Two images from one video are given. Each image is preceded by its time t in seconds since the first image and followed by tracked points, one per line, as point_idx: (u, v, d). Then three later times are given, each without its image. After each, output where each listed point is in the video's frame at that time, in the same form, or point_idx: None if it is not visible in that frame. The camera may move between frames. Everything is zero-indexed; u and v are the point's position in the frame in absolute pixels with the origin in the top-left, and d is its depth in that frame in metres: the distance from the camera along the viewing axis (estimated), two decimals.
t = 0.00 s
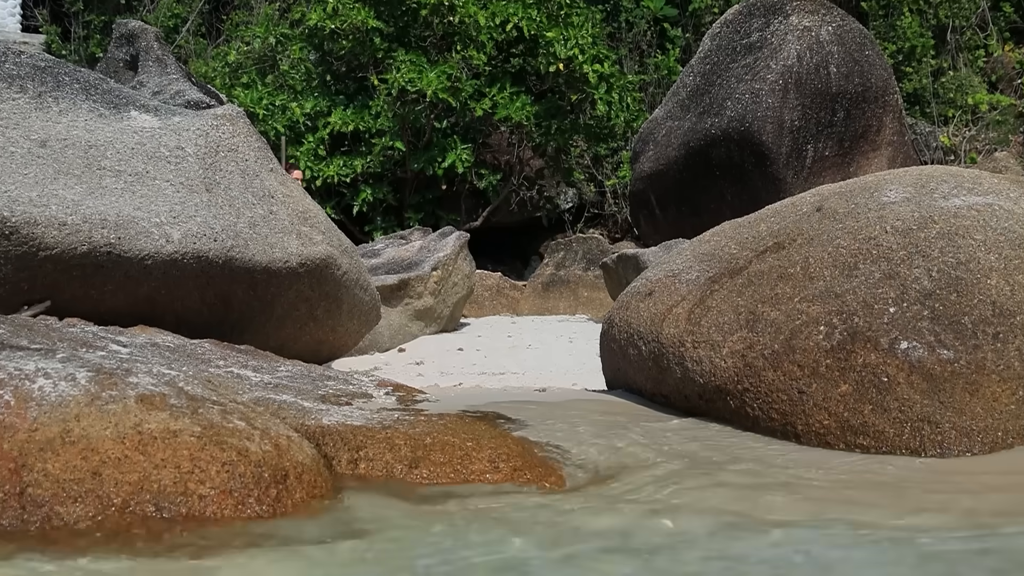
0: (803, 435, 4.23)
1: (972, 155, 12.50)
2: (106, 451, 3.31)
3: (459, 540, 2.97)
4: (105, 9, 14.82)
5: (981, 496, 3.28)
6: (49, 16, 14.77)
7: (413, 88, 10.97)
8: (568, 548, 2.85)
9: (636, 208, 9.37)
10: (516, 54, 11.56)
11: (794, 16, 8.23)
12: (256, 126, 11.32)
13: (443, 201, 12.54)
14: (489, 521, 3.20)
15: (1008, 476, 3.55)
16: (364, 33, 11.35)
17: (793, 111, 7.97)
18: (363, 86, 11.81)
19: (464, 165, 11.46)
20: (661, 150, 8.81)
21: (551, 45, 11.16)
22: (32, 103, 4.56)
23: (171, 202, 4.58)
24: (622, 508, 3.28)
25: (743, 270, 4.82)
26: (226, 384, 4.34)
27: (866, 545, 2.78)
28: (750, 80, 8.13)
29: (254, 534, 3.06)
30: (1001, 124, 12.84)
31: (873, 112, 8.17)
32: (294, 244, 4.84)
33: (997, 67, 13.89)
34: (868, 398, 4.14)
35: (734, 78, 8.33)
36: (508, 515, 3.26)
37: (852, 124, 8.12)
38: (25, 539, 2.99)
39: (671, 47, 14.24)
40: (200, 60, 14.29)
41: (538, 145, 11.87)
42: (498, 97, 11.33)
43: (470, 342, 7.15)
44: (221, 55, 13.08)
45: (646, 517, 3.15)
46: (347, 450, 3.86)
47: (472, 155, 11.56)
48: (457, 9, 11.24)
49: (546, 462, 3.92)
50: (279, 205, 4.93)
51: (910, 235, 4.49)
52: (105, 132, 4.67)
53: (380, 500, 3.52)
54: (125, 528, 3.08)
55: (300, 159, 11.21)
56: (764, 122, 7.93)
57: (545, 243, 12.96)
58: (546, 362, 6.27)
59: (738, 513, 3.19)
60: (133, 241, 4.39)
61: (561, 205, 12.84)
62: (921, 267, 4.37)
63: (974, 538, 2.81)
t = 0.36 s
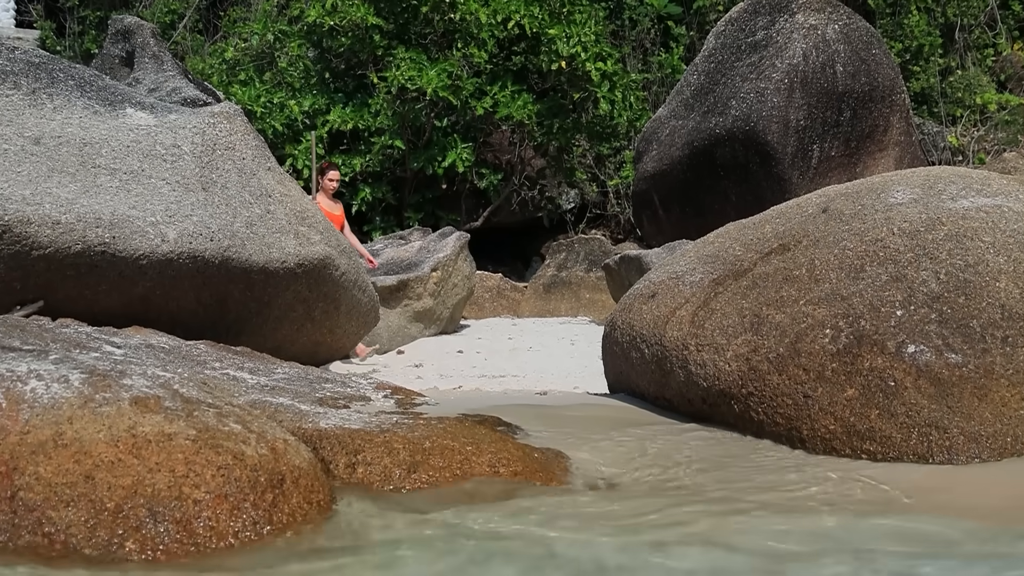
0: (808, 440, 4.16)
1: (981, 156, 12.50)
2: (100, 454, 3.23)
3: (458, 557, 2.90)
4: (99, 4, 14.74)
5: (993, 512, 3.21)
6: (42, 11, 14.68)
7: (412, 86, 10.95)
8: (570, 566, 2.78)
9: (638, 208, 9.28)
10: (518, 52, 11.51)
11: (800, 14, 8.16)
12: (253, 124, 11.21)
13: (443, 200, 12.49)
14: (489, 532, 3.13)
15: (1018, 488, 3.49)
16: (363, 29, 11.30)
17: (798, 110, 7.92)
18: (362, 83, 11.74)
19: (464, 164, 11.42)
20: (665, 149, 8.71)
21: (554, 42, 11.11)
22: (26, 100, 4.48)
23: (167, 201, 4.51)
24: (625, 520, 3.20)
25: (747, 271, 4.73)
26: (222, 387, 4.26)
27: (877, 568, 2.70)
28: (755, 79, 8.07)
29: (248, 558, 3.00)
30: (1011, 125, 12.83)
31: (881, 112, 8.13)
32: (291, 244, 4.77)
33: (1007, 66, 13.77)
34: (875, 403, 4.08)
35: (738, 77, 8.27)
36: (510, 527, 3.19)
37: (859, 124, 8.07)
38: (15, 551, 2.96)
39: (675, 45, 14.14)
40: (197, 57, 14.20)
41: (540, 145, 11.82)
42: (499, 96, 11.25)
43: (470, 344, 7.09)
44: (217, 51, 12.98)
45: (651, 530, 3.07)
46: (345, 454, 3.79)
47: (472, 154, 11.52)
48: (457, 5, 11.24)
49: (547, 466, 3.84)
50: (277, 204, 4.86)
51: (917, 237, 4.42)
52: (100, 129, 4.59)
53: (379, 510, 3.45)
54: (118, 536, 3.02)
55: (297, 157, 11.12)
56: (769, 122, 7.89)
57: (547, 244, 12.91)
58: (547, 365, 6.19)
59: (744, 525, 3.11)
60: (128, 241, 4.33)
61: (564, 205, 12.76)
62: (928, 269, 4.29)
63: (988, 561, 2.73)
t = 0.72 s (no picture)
0: (814, 448, 4.08)
1: (992, 158, 12.08)
2: (91, 460, 3.16)
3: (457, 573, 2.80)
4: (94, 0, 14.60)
5: (1007, 526, 3.12)
6: (35, 7, 14.51)
7: (412, 85, 10.82)
8: None
9: (642, 210, 9.31)
10: (520, 51, 11.29)
11: (807, 14, 8.08)
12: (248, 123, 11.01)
13: (443, 200, 12.39)
14: (489, 548, 3.03)
15: None
16: (362, 27, 11.19)
17: (805, 111, 7.84)
18: (361, 83, 11.62)
19: (464, 165, 11.34)
20: (668, 151, 8.67)
21: (556, 41, 10.94)
22: (17, 98, 4.41)
23: (161, 202, 4.42)
24: (629, 535, 3.11)
25: (752, 276, 4.63)
26: (215, 392, 4.16)
27: None
28: (761, 79, 7.99)
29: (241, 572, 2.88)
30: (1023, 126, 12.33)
31: (889, 113, 8.02)
32: (287, 246, 4.68)
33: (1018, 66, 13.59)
34: (882, 411, 3.99)
35: (744, 77, 8.18)
36: (509, 543, 3.09)
37: (867, 126, 7.97)
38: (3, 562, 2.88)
39: (680, 44, 13.99)
40: (192, 55, 14.04)
41: (542, 145, 11.74)
42: (499, 96, 11.15)
43: (470, 348, 6.99)
44: (212, 49, 12.77)
45: (657, 547, 2.98)
46: (341, 461, 3.69)
47: (472, 155, 11.44)
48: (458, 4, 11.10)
49: (548, 475, 3.74)
50: (273, 206, 4.77)
51: (926, 242, 4.33)
52: (93, 128, 4.50)
53: (377, 523, 3.36)
54: (110, 542, 2.97)
55: (294, 158, 11.01)
56: (775, 123, 7.81)
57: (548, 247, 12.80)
58: (548, 370, 6.10)
59: (752, 540, 3.02)
60: (121, 241, 4.24)
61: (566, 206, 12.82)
62: (937, 274, 4.20)
63: None
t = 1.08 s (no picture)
0: (823, 457, 3.92)
1: (1008, 158, 12.05)
2: (77, 467, 3.06)
3: None
4: None
5: None
6: None
7: (409, 81, 10.44)
8: None
9: (646, 210, 9.12)
10: (521, 46, 11.01)
11: (818, 8, 7.93)
12: (241, 119, 10.55)
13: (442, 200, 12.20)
14: (490, 566, 2.90)
15: None
16: (359, 21, 10.73)
17: (815, 109, 7.71)
18: (357, 78, 11.24)
19: (464, 163, 11.05)
20: (674, 149, 8.55)
21: (558, 36, 10.71)
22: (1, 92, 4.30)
23: (150, 200, 4.30)
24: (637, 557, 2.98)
25: (760, 279, 4.49)
26: (205, 396, 4.02)
27: None
28: (770, 76, 7.87)
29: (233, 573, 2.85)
30: None
31: (902, 112, 7.88)
32: (280, 246, 4.55)
33: None
34: (893, 418, 3.84)
35: (752, 74, 8.06)
36: (510, 561, 2.96)
37: (878, 124, 7.83)
38: None
39: (686, 40, 13.71)
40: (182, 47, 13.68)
41: (544, 145, 11.65)
42: (501, 92, 10.85)
43: (469, 352, 6.85)
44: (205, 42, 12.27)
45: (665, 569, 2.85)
46: (335, 468, 3.51)
47: (472, 153, 11.15)
48: None
49: (550, 483, 3.59)
50: (266, 204, 4.64)
51: (939, 244, 4.19)
52: (80, 124, 4.37)
53: (367, 536, 3.21)
54: (95, 552, 2.87)
55: (288, 155, 10.60)
56: (785, 121, 7.69)
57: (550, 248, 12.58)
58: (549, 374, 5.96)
59: (766, 563, 2.88)
60: (109, 240, 4.12)
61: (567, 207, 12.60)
62: (950, 278, 4.07)
63: None
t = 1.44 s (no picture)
0: (830, 467, 3.81)
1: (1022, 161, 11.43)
2: (67, 475, 3.03)
3: None
4: None
5: None
6: None
7: (409, 80, 9.98)
8: None
9: (650, 212, 9.03)
10: (523, 44, 10.49)
11: (827, 6, 7.83)
12: (236, 118, 10.22)
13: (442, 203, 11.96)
14: None
15: None
16: (356, 18, 10.29)
17: (823, 110, 7.61)
18: (356, 76, 10.73)
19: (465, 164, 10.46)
20: (679, 150, 8.47)
21: (561, 34, 10.21)
22: None
23: (143, 200, 4.21)
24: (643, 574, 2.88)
25: (766, 284, 4.39)
26: (198, 402, 3.92)
27: None
28: (777, 76, 7.76)
29: None
30: None
31: (913, 113, 7.80)
32: (276, 248, 4.46)
33: None
34: (902, 427, 3.73)
35: (759, 74, 7.98)
36: None
37: (888, 126, 7.76)
38: None
39: (692, 39, 13.39)
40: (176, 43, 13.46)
41: (546, 145, 11.09)
42: (502, 91, 10.34)
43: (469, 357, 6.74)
44: (200, 38, 11.94)
45: None
46: (332, 475, 3.41)
47: (473, 153, 10.56)
48: None
49: (551, 492, 3.50)
50: (262, 205, 4.55)
51: (951, 248, 4.09)
52: (72, 123, 4.29)
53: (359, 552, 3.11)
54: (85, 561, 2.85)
55: (284, 154, 10.15)
56: (793, 122, 7.58)
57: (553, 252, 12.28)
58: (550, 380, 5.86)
59: None
60: (101, 242, 4.02)
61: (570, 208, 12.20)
62: (962, 283, 3.97)
63: None
